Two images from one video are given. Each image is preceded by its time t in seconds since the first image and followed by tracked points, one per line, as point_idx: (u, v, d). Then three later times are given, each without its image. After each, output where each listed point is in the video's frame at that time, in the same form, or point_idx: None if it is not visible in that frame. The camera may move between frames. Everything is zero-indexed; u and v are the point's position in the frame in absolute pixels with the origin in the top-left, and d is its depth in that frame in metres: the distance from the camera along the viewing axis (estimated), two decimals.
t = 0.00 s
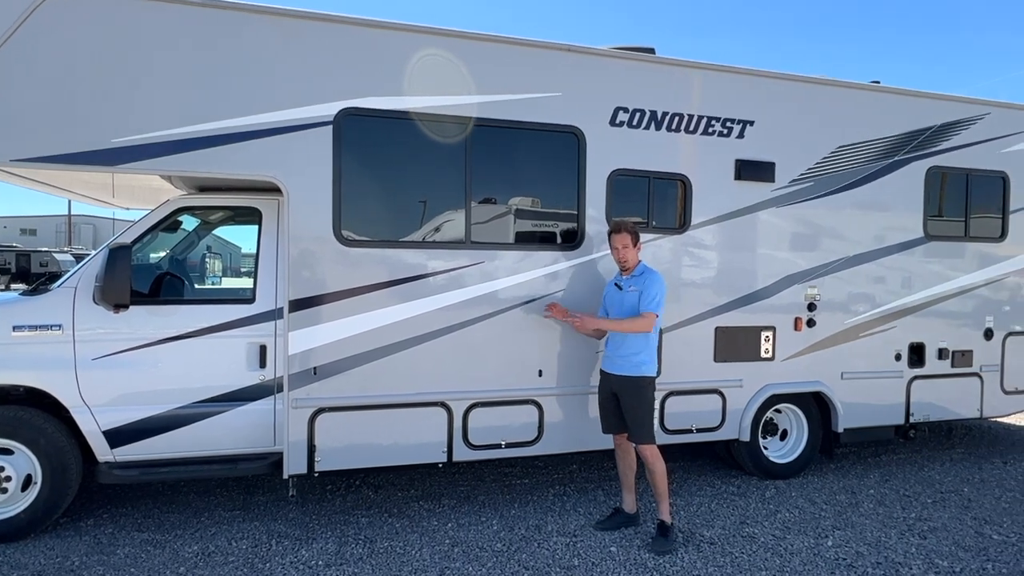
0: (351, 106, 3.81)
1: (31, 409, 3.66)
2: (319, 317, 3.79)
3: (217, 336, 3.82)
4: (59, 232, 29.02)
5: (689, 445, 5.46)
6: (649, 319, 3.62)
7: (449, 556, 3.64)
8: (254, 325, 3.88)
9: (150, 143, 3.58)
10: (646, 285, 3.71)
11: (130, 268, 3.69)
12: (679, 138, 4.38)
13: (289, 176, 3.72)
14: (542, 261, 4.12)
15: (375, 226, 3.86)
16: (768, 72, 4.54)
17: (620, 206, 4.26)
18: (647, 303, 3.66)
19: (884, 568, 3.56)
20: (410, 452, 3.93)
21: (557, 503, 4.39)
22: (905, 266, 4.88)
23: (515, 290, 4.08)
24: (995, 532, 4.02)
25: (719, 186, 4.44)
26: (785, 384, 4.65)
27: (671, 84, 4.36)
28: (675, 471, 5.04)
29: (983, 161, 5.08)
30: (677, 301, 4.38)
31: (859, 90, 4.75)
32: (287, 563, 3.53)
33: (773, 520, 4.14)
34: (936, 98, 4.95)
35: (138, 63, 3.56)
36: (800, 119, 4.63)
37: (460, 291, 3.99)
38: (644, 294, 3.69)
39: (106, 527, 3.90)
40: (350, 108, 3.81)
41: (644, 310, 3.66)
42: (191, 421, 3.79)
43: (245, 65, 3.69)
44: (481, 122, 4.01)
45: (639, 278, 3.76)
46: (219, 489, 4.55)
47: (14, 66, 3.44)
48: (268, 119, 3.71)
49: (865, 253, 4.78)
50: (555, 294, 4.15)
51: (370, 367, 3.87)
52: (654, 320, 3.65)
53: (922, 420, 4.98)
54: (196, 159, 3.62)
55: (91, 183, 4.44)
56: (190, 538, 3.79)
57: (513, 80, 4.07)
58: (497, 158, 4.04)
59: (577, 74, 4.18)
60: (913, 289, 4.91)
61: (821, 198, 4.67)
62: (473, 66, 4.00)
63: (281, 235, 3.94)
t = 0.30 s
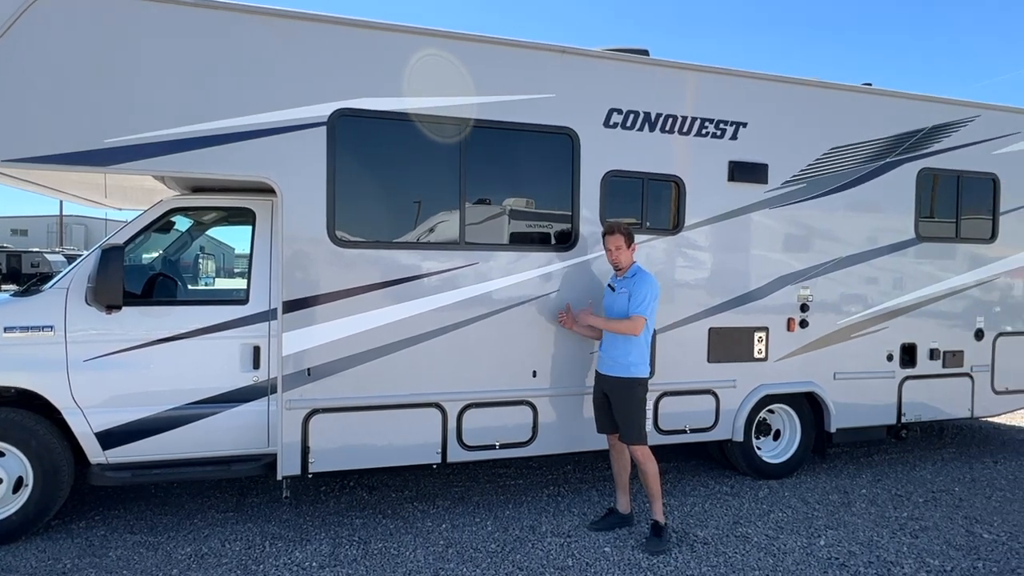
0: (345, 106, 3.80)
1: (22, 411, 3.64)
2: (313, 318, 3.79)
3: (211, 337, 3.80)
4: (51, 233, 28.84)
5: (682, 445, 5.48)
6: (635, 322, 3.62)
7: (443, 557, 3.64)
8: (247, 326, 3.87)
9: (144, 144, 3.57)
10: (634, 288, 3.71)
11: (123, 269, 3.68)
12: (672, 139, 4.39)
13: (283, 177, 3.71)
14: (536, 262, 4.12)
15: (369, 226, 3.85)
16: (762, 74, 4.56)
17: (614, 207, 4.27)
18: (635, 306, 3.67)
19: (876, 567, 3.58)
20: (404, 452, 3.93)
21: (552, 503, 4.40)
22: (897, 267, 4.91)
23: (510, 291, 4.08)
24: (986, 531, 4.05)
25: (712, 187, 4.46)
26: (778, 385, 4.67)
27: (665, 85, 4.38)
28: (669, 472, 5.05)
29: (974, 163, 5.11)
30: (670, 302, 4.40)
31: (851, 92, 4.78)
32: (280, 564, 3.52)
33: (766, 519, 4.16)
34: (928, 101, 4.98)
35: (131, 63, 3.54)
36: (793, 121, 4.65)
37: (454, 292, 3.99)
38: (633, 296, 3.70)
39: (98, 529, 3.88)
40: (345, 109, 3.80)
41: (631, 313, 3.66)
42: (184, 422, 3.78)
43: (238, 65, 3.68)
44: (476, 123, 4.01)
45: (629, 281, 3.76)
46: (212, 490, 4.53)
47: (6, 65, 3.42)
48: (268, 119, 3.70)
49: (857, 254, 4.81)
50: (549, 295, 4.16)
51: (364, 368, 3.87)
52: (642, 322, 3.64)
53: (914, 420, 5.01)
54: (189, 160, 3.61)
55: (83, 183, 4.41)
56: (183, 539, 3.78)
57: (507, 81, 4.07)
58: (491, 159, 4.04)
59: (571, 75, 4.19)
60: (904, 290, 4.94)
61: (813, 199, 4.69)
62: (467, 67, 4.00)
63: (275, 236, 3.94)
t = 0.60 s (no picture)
0: (339, 107, 3.80)
1: (13, 413, 3.62)
2: (307, 319, 3.78)
3: (204, 338, 3.79)
4: (43, 234, 28.66)
5: (676, 445, 5.49)
6: (641, 326, 3.63)
7: (437, 558, 3.64)
8: (241, 327, 3.85)
9: (137, 144, 3.55)
10: (633, 289, 3.71)
11: (115, 270, 3.66)
12: (666, 141, 4.40)
13: (277, 177, 3.70)
14: (531, 262, 4.13)
15: (363, 227, 3.85)
16: (755, 76, 4.58)
17: (608, 208, 4.28)
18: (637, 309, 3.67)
19: (869, 567, 3.60)
20: (399, 453, 3.92)
21: (546, 504, 4.40)
22: (890, 268, 4.94)
23: (504, 292, 4.08)
24: (978, 530, 4.07)
25: (706, 189, 4.48)
26: (772, 385, 4.68)
27: (659, 87, 4.39)
28: (663, 472, 5.06)
29: (965, 165, 5.15)
30: (664, 303, 4.41)
31: (844, 94, 4.81)
32: (274, 566, 3.51)
33: (759, 519, 4.17)
34: (920, 102, 5.01)
35: (123, 62, 3.53)
36: (786, 123, 4.67)
37: (449, 292, 3.99)
38: (631, 298, 3.69)
39: (91, 531, 3.86)
40: (339, 110, 3.80)
41: (635, 317, 3.66)
42: (177, 424, 3.76)
43: (232, 65, 3.67)
44: (471, 124, 4.01)
45: (626, 282, 3.77)
46: (205, 492, 4.51)
47: None
48: (265, 119, 3.70)
49: (850, 255, 4.83)
50: (544, 296, 4.16)
51: (358, 369, 3.86)
52: (647, 325, 3.66)
53: (906, 420, 5.04)
54: (183, 160, 3.60)
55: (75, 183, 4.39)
56: (176, 541, 3.76)
57: (502, 82, 4.08)
58: (486, 160, 4.04)
59: (565, 76, 4.19)
60: (897, 291, 4.97)
61: (806, 201, 4.72)
62: (461, 68, 4.00)
63: (268, 237, 3.92)
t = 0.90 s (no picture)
0: (334, 108, 3.79)
1: (4, 415, 3.60)
2: (302, 320, 3.77)
3: (198, 339, 3.78)
4: (36, 234, 28.51)
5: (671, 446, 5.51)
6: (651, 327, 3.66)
7: (432, 559, 3.63)
8: (235, 328, 3.84)
9: (131, 144, 3.54)
10: (634, 290, 3.72)
11: (108, 270, 3.64)
12: (661, 142, 4.41)
13: (272, 178, 3.69)
14: (526, 263, 4.13)
15: (358, 228, 3.84)
16: (749, 77, 4.59)
17: (603, 209, 4.29)
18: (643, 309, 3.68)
19: (863, 566, 3.61)
20: (394, 454, 3.92)
21: (541, 505, 4.40)
22: (883, 269, 4.97)
23: (499, 293, 4.08)
24: (970, 530, 4.10)
25: (700, 190, 4.49)
26: (766, 385, 4.70)
27: (654, 88, 4.40)
28: (658, 473, 5.07)
29: (957, 166, 5.18)
30: (659, 304, 4.42)
31: (837, 96, 4.83)
32: (268, 568, 3.50)
33: (754, 520, 4.19)
34: (913, 104, 5.04)
35: (117, 62, 3.51)
36: (780, 124, 4.69)
37: (444, 293, 3.98)
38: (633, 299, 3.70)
39: (83, 533, 3.83)
40: (334, 111, 3.79)
41: (643, 318, 3.68)
42: (171, 425, 3.75)
43: (227, 66, 3.66)
44: (466, 125, 4.01)
45: (624, 282, 3.77)
46: (199, 494, 4.50)
47: None
48: (263, 119, 3.69)
49: (843, 256, 4.86)
50: (539, 296, 4.17)
51: (353, 370, 3.85)
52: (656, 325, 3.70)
53: (899, 420, 5.06)
54: (177, 160, 3.59)
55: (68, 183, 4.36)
56: (169, 543, 3.75)
57: (497, 82, 4.08)
58: (481, 161, 4.04)
59: (560, 77, 4.20)
60: (890, 291, 4.99)
61: (800, 202, 4.73)
62: (456, 69, 4.00)
63: (263, 238, 3.91)
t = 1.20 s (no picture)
0: (329, 108, 3.79)
1: None
2: (296, 321, 3.76)
3: (192, 340, 3.77)
4: (29, 235, 28.36)
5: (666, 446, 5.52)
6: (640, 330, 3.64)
7: (428, 560, 3.63)
8: (229, 329, 3.83)
9: (125, 144, 3.53)
10: (625, 291, 3.72)
11: (102, 271, 3.63)
12: (656, 143, 4.42)
13: (266, 178, 3.69)
14: (521, 264, 4.13)
15: (353, 229, 3.84)
16: (743, 79, 4.61)
17: (599, 210, 4.29)
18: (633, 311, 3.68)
19: (856, 566, 3.63)
20: (389, 455, 3.91)
21: (536, 506, 4.40)
22: (877, 270, 4.99)
23: (494, 293, 4.08)
24: (962, 529, 4.12)
25: (695, 191, 4.50)
26: (760, 386, 4.71)
27: (649, 89, 4.41)
28: (653, 473, 5.08)
29: (950, 167, 5.21)
30: (654, 304, 4.42)
31: (831, 98, 4.85)
32: (263, 569, 3.49)
33: (748, 519, 4.20)
34: (906, 106, 5.06)
35: (110, 62, 3.50)
36: (774, 126, 4.71)
37: (439, 294, 3.98)
38: (624, 300, 3.70)
39: (76, 536, 3.81)
40: (329, 111, 3.78)
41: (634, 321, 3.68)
42: (165, 426, 3.73)
43: (222, 66, 3.65)
44: (461, 125, 4.01)
45: (617, 284, 3.78)
46: (193, 495, 4.48)
47: None
48: (261, 119, 3.69)
49: (837, 257, 4.88)
50: (534, 297, 4.17)
51: (348, 370, 3.85)
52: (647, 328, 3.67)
53: (893, 420, 5.08)
54: (171, 161, 3.58)
55: (61, 183, 4.34)
56: (163, 545, 3.73)
57: (492, 83, 4.08)
58: (476, 162, 4.04)
59: (555, 79, 4.21)
60: (884, 292, 5.01)
61: (794, 203, 4.75)
62: (451, 70, 4.00)
63: (257, 238, 3.91)
